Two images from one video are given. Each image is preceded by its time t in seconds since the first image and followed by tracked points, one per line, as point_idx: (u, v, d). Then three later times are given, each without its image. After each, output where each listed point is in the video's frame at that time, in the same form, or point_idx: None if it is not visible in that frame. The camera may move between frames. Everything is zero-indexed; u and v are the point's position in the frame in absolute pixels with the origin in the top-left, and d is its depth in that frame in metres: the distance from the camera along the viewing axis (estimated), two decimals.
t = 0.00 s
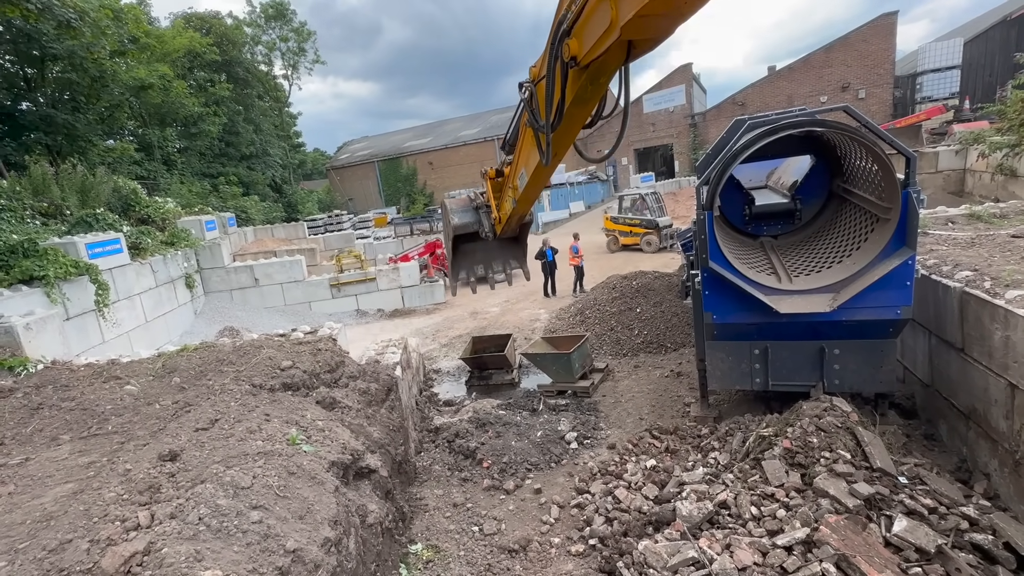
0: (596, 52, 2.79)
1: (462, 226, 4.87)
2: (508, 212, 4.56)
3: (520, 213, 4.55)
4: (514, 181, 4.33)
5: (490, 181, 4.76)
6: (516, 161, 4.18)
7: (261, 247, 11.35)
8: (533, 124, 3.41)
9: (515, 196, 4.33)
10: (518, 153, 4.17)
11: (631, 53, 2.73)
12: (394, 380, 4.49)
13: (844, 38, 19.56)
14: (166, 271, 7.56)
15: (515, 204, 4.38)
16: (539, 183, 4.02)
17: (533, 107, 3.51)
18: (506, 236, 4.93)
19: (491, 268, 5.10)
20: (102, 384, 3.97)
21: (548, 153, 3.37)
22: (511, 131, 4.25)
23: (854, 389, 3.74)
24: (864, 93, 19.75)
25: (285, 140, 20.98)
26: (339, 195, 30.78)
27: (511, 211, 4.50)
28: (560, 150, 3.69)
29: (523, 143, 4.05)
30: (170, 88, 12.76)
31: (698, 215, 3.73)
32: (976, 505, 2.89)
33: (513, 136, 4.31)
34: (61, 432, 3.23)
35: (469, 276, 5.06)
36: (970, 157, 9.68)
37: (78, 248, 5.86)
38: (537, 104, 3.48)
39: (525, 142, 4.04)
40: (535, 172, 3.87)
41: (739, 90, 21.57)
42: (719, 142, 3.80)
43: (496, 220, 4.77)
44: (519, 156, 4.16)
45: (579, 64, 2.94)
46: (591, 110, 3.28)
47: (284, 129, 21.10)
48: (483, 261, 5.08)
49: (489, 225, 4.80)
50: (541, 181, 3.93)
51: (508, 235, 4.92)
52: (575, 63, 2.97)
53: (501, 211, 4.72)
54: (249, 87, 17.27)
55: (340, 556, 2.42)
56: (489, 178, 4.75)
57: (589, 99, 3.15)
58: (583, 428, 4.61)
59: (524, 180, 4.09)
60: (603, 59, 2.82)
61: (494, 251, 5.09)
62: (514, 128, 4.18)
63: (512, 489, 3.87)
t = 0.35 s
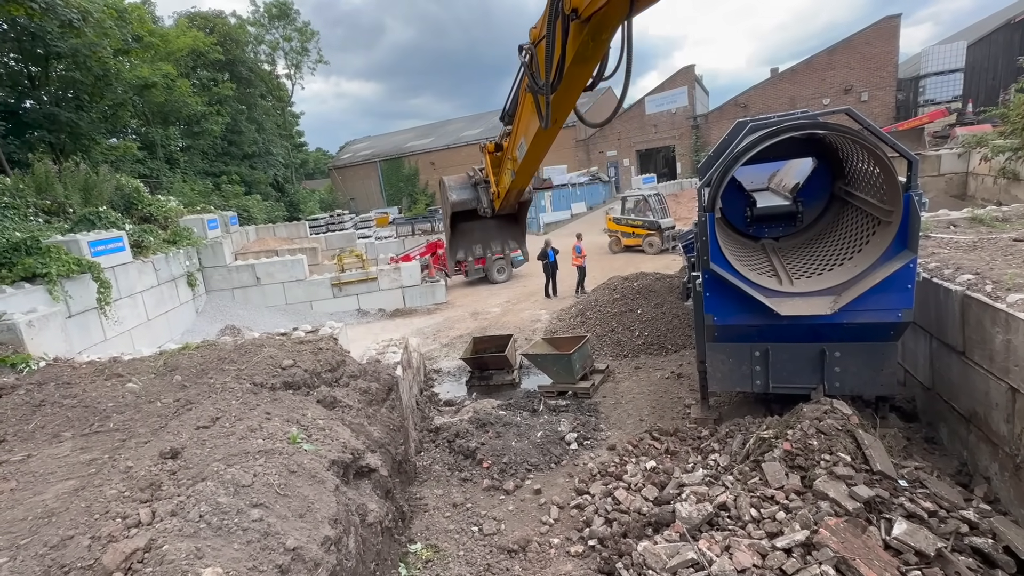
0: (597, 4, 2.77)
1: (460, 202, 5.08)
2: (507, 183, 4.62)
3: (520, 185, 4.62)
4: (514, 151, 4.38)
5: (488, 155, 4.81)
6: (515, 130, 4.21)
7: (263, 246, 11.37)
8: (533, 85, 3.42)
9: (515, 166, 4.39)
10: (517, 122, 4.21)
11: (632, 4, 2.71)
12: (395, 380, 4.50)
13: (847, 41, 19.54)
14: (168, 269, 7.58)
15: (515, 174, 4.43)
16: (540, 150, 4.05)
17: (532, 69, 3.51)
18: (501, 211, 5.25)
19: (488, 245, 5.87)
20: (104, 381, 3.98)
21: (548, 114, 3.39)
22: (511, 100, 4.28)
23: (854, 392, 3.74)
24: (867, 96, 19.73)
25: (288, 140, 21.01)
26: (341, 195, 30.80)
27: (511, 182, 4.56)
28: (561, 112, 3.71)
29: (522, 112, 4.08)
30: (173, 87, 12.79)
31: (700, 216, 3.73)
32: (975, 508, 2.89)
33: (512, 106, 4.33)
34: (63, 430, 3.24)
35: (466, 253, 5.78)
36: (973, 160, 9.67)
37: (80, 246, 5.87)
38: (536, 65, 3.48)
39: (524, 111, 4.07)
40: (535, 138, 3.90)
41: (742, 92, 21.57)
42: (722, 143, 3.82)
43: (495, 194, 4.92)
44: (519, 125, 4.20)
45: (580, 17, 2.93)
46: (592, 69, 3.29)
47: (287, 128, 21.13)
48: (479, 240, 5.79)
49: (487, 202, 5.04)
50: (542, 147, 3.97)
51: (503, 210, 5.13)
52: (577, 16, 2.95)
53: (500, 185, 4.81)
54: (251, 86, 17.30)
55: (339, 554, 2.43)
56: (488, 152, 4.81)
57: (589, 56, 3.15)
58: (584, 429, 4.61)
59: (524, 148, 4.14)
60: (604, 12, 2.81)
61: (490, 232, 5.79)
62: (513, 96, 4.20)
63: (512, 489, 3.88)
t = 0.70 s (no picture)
0: None
1: (460, 187, 5.00)
2: (508, 163, 4.53)
3: (520, 165, 4.51)
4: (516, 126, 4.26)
5: (488, 137, 4.82)
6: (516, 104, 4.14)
7: (264, 244, 11.39)
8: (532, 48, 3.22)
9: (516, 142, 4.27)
10: (519, 97, 4.13)
11: None
12: (394, 379, 4.51)
13: (849, 42, 19.53)
14: (169, 266, 7.58)
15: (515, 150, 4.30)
16: (541, 124, 3.95)
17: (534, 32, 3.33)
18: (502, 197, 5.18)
19: (490, 236, 5.55)
20: (104, 378, 3.99)
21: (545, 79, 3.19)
22: (512, 76, 4.20)
23: (853, 393, 3.76)
24: (869, 98, 19.72)
25: (289, 138, 21.02)
26: (342, 193, 30.82)
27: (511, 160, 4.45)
28: (560, 85, 3.50)
29: (525, 83, 3.94)
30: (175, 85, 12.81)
31: (700, 217, 3.75)
32: (973, 511, 2.90)
33: (514, 83, 4.26)
34: (63, 426, 3.25)
35: (467, 243, 5.52)
36: (974, 162, 9.66)
37: (81, 243, 5.88)
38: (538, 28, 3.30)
39: (527, 82, 3.92)
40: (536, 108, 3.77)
41: (744, 93, 21.55)
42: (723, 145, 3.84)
43: (495, 178, 4.87)
44: (522, 97, 4.05)
45: None
46: (593, 34, 3.02)
47: (289, 126, 21.15)
48: (481, 229, 5.51)
49: (487, 184, 4.94)
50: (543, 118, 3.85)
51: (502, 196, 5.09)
52: None
53: (499, 168, 4.74)
54: (253, 84, 17.30)
55: (338, 551, 2.44)
56: (488, 134, 4.83)
57: (590, 17, 2.90)
58: (583, 429, 4.62)
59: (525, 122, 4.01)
60: None
61: (493, 223, 5.51)
62: (514, 71, 4.12)
63: (511, 488, 3.89)
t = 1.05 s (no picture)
0: None
1: (463, 184, 4.91)
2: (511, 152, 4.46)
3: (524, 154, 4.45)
4: (519, 112, 4.21)
5: (491, 131, 4.78)
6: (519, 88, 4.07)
7: (264, 241, 11.37)
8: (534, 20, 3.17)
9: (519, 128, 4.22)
10: (522, 81, 4.07)
11: None
12: (394, 376, 4.51)
13: (851, 43, 19.52)
14: (169, 263, 7.57)
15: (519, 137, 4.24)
16: (546, 105, 3.87)
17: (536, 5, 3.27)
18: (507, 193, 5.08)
19: (493, 238, 5.50)
20: (104, 374, 3.99)
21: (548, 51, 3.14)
22: (514, 62, 4.14)
23: (852, 394, 3.76)
24: (870, 99, 19.71)
25: (290, 135, 20.98)
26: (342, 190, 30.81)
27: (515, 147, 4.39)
28: (565, 60, 3.41)
29: (528, 65, 3.89)
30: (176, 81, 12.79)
31: (701, 217, 3.75)
32: (972, 511, 2.91)
33: (516, 69, 4.20)
34: (63, 421, 3.25)
35: (470, 244, 5.45)
36: (975, 164, 9.66)
37: (82, 239, 5.87)
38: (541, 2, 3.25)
39: (529, 64, 3.87)
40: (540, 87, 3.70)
41: (744, 93, 21.54)
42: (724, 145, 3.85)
43: (500, 171, 4.80)
44: (525, 81, 4.01)
45: None
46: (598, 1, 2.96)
47: (289, 123, 21.11)
48: (484, 231, 5.47)
49: (490, 180, 4.87)
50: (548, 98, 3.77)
51: (507, 191, 5.00)
52: None
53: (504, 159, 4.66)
54: (254, 80, 17.26)
55: (338, 548, 2.43)
56: (490, 127, 4.78)
57: None
58: (582, 428, 4.62)
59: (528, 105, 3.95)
60: None
61: (497, 224, 5.50)
62: (516, 55, 4.06)
63: (510, 487, 3.89)
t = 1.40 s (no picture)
0: None
1: (462, 190, 4.69)
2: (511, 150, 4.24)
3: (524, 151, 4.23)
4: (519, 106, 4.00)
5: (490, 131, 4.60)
6: (518, 81, 3.88)
7: (257, 239, 11.29)
8: None
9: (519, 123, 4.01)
10: (521, 74, 3.88)
11: None
12: (388, 375, 4.50)
13: (844, 47, 19.67)
14: (160, 260, 7.51)
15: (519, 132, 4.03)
16: (547, 96, 3.66)
17: None
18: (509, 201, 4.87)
19: (494, 249, 4.96)
20: (94, 372, 3.94)
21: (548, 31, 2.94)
22: (514, 55, 3.97)
23: (844, 395, 3.78)
24: (863, 102, 19.85)
25: (284, 133, 20.86)
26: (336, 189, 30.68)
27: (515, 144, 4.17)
28: (565, 44, 3.22)
29: (527, 56, 3.70)
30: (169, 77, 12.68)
31: (695, 218, 3.76)
32: (961, 511, 2.93)
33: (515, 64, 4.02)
34: (51, 420, 3.21)
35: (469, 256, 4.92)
36: (965, 168, 9.75)
37: (72, 235, 5.80)
38: None
39: (528, 54, 3.68)
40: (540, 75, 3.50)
41: (739, 95, 21.64)
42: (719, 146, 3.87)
43: (499, 173, 4.56)
44: (524, 73, 3.82)
45: None
46: None
47: (283, 121, 21.00)
48: (485, 243, 4.96)
49: (490, 183, 4.65)
50: (549, 88, 3.56)
51: (508, 197, 4.79)
52: None
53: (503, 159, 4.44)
54: (247, 77, 17.15)
55: (330, 549, 2.42)
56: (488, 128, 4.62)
57: None
58: (576, 428, 4.63)
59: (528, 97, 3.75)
60: None
61: (497, 235, 5.00)
62: (515, 48, 3.89)
63: (504, 486, 3.89)
